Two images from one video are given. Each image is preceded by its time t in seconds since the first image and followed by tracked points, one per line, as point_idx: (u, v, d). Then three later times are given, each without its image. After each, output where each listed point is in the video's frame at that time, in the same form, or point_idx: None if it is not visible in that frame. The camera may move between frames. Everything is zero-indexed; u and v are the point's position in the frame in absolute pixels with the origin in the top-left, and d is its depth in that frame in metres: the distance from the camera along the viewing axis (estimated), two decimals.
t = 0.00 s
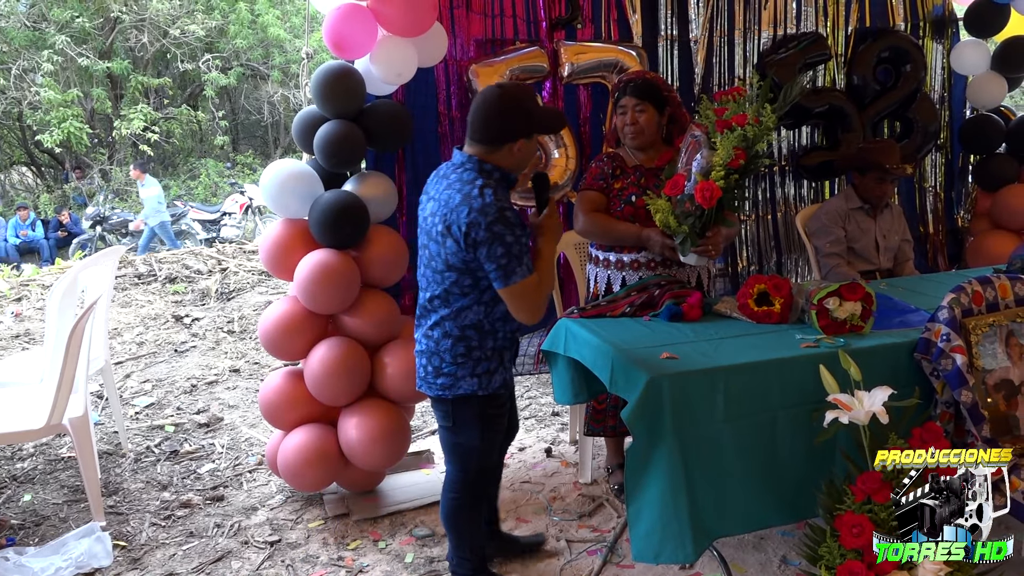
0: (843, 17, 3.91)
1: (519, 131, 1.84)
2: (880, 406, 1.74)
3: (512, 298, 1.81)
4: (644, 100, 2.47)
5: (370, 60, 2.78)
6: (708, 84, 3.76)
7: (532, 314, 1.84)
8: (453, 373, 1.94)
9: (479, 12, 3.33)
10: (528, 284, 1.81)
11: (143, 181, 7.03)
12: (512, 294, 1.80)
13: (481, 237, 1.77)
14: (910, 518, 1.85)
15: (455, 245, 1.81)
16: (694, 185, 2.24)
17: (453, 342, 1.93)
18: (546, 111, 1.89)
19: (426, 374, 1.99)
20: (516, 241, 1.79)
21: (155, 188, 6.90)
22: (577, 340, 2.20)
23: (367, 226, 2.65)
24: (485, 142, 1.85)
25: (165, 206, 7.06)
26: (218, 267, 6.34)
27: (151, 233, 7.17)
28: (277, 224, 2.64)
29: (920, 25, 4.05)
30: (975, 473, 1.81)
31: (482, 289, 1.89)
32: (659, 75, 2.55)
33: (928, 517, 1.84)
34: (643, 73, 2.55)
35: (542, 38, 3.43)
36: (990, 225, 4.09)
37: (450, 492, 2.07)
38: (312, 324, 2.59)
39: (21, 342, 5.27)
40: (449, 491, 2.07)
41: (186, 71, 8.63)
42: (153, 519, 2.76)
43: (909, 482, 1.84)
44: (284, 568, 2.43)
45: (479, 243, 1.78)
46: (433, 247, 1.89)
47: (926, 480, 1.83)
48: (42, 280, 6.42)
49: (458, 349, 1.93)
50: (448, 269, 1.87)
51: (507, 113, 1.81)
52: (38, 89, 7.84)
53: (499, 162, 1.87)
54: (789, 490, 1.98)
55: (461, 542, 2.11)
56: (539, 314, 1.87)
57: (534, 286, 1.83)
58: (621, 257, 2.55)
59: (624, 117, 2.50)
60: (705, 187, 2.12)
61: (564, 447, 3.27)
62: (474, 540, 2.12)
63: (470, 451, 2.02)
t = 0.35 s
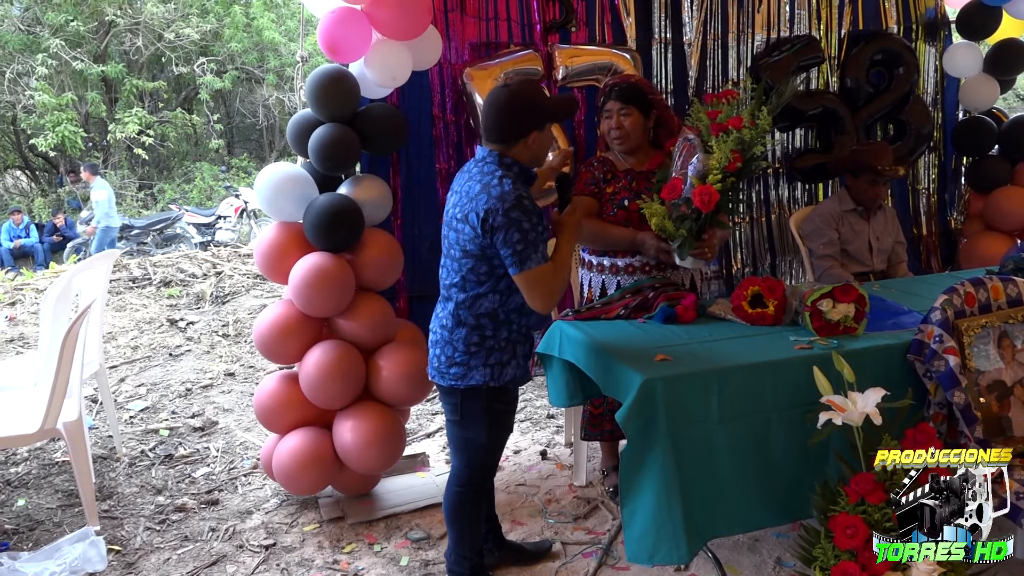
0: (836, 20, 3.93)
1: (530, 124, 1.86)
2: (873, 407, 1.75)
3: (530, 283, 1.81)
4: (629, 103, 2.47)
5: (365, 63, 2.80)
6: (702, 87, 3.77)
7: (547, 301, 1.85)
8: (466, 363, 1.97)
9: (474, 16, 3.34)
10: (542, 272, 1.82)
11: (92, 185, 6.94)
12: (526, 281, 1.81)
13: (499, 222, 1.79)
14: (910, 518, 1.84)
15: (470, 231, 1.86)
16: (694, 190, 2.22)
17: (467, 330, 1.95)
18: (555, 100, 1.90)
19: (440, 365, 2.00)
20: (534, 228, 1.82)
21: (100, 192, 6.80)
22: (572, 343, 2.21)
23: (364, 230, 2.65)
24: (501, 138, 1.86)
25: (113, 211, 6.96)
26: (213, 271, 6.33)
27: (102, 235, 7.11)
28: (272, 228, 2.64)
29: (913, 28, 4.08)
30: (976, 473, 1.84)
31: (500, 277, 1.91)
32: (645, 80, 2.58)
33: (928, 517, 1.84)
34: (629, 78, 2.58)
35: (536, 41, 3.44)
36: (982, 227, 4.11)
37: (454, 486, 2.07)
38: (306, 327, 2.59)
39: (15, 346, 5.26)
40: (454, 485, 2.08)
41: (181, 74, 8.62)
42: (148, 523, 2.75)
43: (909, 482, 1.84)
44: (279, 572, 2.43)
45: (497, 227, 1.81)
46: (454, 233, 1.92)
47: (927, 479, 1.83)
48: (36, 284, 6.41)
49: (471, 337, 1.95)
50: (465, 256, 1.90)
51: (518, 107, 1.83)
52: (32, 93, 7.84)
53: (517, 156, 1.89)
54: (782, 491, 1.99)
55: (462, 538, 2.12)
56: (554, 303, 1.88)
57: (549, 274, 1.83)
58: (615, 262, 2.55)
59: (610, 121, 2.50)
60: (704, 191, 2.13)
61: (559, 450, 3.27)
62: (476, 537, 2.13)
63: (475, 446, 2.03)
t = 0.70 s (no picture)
0: (830, 24, 3.95)
1: (536, 126, 1.87)
2: (869, 408, 1.76)
3: (534, 280, 1.83)
4: (617, 110, 2.48)
5: (361, 68, 2.80)
6: (698, 89, 3.78)
7: (548, 297, 1.86)
8: (469, 358, 1.98)
9: (470, 20, 3.34)
10: (542, 268, 1.83)
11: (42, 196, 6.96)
12: (528, 277, 1.82)
13: (499, 219, 1.81)
14: (910, 518, 1.85)
15: (473, 227, 1.88)
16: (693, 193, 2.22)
17: (470, 326, 1.97)
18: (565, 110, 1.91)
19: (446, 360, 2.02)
20: (534, 224, 1.84)
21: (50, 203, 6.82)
22: (569, 346, 2.21)
23: (362, 234, 2.66)
24: (505, 137, 1.89)
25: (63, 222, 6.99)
26: (210, 275, 6.31)
27: (46, 248, 7.19)
28: (269, 232, 2.64)
29: (907, 31, 4.09)
30: (975, 473, 1.85)
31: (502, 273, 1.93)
32: (632, 84, 2.59)
33: (928, 517, 1.85)
34: (617, 83, 2.59)
35: (532, 45, 3.45)
36: (978, 229, 4.13)
37: (461, 484, 2.08)
38: (303, 331, 2.59)
39: (12, 351, 5.25)
40: (460, 484, 2.08)
41: (177, 79, 8.62)
42: (146, 528, 2.75)
43: (909, 481, 1.85)
44: None
45: (497, 224, 1.83)
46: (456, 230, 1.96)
47: (927, 480, 1.84)
48: (33, 289, 6.40)
49: (473, 333, 1.97)
50: (468, 252, 1.93)
51: (525, 108, 1.85)
52: (28, 97, 7.83)
53: (520, 155, 1.91)
54: (780, 493, 1.99)
55: (465, 539, 2.11)
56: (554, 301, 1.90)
57: (550, 271, 1.85)
58: (612, 266, 2.56)
59: (599, 128, 2.52)
60: (704, 195, 2.13)
61: (557, 453, 3.27)
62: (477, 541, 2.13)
63: (481, 444, 2.03)
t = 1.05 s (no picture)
0: (830, 29, 3.96)
1: (527, 126, 1.87)
2: (868, 413, 1.76)
3: (518, 279, 1.82)
4: (616, 112, 2.48)
5: (362, 70, 2.80)
6: (698, 93, 3.79)
7: (530, 297, 1.84)
8: (465, 358, 1.99)
9: (471, 22, 3.35)
10: (527, 267, 1.83)
11: None
12: (511, 276, 1.82)
13: (491, 218, 1.83)
14: (910, 518, 1.85)
15: (463, 225, 1.91)
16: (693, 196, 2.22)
17: (464, 326, 1.98)
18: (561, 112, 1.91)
19: (443, 359, 2.03)
20: (521, 224, 1.84)
21: None
22: (567, 349, 2.21)
23: (362, 235, 2.66)
24: (498, 138, 1.91)
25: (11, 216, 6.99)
26: (208, 276, 6.30)
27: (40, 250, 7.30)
28: (269, 232, 2.64)
29: (907, 36, 4.10)
30: (976, 473, 1.88)
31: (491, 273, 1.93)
32: (632, 88, 2.57)
33: (928, 517, 1.86)
34: (618, 86, 2.57)
35: (533, 48, 3.44)
36: (976, 234, 4.14)
37: (473, 482, 2.09)
38: (302, 333, 2.59)
39: (9, 351, 5.24)
40: (472, 483, 2.10)
41: (176, 79, 8.63)
42: (142, 529, 2.74)
43: (909, 481, 1.85)
44: None
45: (484, 222, 1.85)
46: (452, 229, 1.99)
47: (928, 480, 1.86)
48: (30, 289, 6.39)
49: (467, 333, 1.98)
50: (460, 250, 1.95)
51: (517, 108, 1.86)
52: (27, 97, 7.82)
53: (514, 157, 1.92)
54: (778, 497, 2.00)
55: (471, 537, 2.14)
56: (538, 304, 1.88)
57: (536, 272, 1.85)
58: (611, 270, 2.55)
59: (596, 129, 2.52)
60: (703, 197, 2.13)
61: (554, 456, 3.27)
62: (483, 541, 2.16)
63: (484, 441, 2.04)
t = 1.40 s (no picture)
0: (832, 32, 3.95)
1: (507, 124, 1.88)
2: (869, 417, 1.76)
3: (504, 277, 1.83)
4: (617, 113, 2.48)
5: (364, 70, 2.80)
6: (700, 96, 3.79)
7: (514, 298, 1.84)
8: (473, 359, 1.99)
9: (473, 23, 3.34)
10: (511, 267, 1.83)
11: None
12: (496, 277, 1.83)
13: (486, 221, 1.83)
14: (910, 518, 1.85)
15: (450, 231, 1.95)
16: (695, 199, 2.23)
17: (464, 328, 1.99)
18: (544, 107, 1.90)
19: (452, 363, 2.04)
20: (502, 226, 1.84)
21: None
22: (568, 352, 2.21)
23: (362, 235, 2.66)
24: (485, 139, 1.94)
25: None
26: (208, 275, 6.30)
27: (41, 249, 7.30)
28: (269, 233, 2.63)
29: (909, 40, 4.10)
30: (975, 473, 1.87)
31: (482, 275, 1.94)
32: (635, 89, 2.58)
33: (928, 517, 1.86)
34: (621, 87, 2.57)
35: (535, 49, 3.43)
36: (977, 239, 4.14)
37: (509, 477, 2.08)
38: (301, 333, 2.58)
39: (8, 349, 5.23)
40: (505, 479, 2.09)
41: (177, 79, 8.64)
42: (141, 528, 2.74)
43: (909, 482, 1.85)
44: None
45: (468, 225, 1.87)
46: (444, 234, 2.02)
47: (927, 479, 1.85)
48: (30, 287, 6.38)
49: (470, 335, 1.98)
50: (452, 255, 1.98)
51: (495, 109, 1.88)
52: (28, 96, 7.81)
53: (500, 157, 1.93)
54: (779, 501, 1.99)
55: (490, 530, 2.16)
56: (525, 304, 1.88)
57: (522, 270, 1.85)
58: (612, 271, 2.55)
59: (598, 130, 2.51)
60: (706, 201, 2.13)
61: (554, 458, 3.26)
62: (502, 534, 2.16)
63: (512, 435, 2.03)
